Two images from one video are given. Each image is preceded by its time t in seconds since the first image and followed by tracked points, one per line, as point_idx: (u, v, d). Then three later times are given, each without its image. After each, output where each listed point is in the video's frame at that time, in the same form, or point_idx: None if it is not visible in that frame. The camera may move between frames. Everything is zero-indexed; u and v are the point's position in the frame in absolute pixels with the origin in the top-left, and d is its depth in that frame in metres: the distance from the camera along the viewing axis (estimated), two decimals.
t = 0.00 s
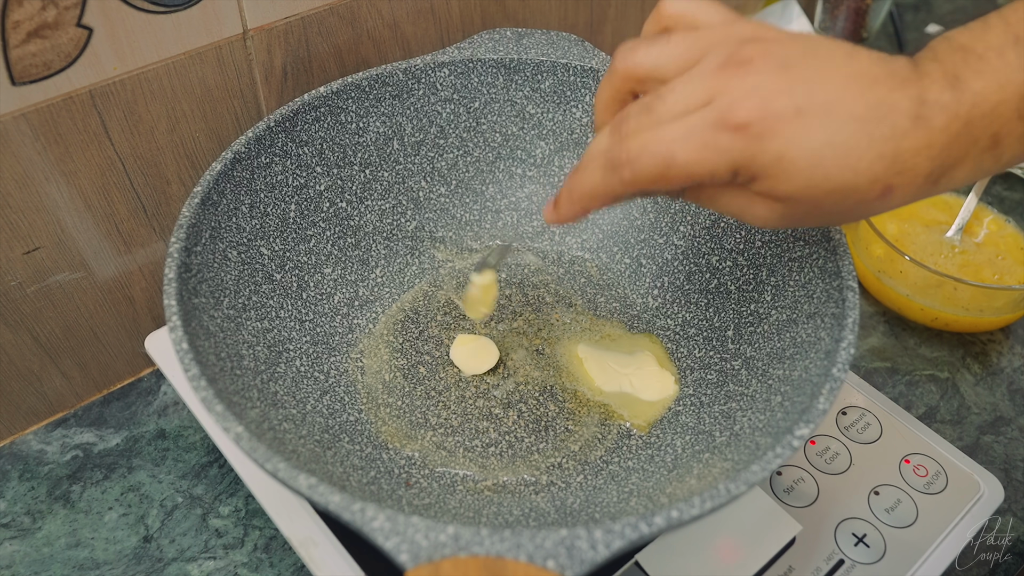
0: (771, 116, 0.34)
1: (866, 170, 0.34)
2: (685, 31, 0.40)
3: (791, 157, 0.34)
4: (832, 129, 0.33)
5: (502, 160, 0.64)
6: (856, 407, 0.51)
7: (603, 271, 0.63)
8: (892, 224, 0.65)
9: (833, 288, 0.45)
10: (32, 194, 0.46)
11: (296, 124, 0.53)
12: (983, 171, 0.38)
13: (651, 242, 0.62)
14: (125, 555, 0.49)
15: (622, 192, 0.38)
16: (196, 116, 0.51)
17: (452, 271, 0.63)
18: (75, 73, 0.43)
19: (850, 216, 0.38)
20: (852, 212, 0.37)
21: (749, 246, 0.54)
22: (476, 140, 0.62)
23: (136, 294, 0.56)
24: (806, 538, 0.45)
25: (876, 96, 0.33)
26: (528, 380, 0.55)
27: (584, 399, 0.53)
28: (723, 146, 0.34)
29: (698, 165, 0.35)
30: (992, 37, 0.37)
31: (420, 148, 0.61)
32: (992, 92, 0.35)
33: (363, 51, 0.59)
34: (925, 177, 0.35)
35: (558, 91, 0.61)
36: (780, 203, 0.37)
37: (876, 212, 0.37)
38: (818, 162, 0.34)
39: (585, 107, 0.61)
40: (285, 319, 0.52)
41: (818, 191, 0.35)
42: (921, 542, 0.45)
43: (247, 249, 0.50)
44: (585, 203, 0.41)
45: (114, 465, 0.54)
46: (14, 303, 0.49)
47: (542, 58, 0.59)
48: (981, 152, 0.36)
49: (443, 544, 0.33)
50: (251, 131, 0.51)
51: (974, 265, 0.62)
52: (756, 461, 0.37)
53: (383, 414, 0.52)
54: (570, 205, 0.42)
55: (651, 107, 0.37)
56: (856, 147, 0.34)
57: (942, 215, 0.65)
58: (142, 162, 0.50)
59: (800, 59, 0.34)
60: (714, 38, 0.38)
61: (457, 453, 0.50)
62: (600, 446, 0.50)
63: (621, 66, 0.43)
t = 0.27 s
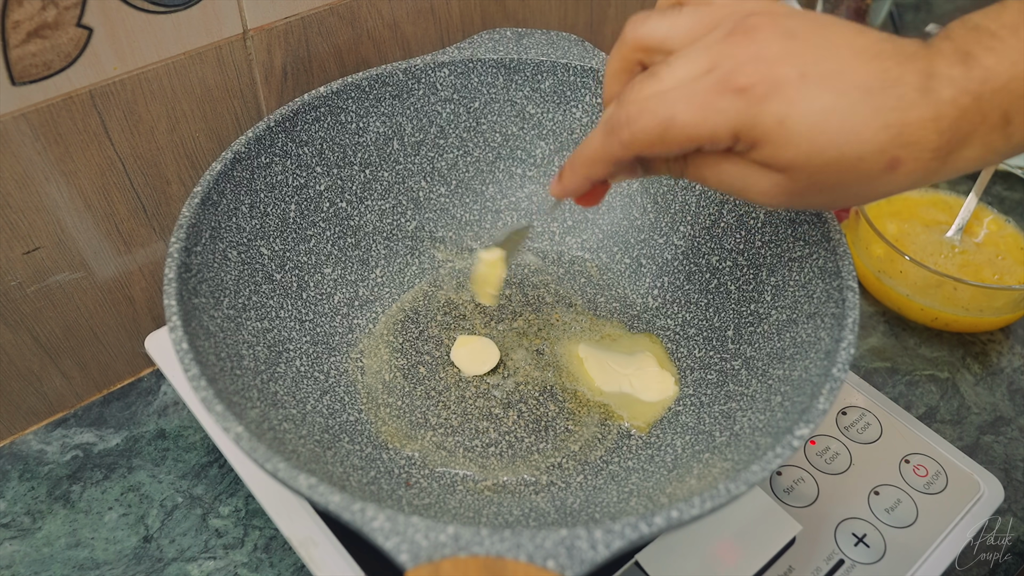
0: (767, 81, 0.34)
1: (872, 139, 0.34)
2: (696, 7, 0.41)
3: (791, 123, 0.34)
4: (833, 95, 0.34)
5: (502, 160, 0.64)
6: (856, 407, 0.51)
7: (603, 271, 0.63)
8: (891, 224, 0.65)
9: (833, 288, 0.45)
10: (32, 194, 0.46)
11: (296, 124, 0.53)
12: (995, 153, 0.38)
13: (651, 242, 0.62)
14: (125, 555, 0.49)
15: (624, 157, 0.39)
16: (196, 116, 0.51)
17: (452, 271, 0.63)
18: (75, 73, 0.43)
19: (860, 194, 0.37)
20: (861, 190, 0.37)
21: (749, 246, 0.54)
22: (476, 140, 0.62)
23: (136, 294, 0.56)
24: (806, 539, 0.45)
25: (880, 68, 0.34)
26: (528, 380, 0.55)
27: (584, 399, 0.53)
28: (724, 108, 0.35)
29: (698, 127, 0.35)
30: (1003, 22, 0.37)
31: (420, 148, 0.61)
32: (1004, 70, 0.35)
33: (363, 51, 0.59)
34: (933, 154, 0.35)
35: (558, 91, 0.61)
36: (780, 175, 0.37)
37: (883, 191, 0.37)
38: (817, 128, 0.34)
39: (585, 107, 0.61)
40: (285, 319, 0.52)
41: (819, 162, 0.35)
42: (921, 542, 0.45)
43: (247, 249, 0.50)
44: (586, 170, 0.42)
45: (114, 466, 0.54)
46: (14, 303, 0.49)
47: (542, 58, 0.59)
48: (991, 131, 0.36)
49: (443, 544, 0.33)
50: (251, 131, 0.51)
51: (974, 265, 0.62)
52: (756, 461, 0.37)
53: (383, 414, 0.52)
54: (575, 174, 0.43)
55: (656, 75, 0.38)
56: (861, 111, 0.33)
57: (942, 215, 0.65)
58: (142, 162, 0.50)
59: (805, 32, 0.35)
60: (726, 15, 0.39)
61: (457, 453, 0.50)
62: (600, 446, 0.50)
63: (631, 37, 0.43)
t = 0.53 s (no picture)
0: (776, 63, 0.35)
1: (873, 131, 0.35)
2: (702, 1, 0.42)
3: (794, 104, 0.34)
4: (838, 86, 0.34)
5: (502, 160, 0.64)
6: (856, 407, 0.51)
7: (603, 271, 0.63)
8: (891, 224, 0.65)
9: (833, 288, 0.45)
10: (32, 195, 0.46)
11: (296, 124, 0.53)
12: (997, 155, 0.38)
13: (651, 242, 0.62)
14: (125, 555, 0.49)
15: (622, 134, 0.39)
16: (196, 116, 0.51)
17: (452, 271, 0.63)
18: (75, 73, 0.43)
19: (858, 191, 0.38)
20: (860, 184, 0.37)
21: (749, 246, 0.54)
22: (476, 140, 0.62)
23: (136, 294, 0.56)
24: (806, 539, 0.45)
25: (884, 59, 0.35)
26: (528, 380, 0.55)
27: (584, 399, 0.53)
28: (726, 83, 0.35)
29: (698, 104, 0.35)
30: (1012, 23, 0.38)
31: (420, 148, 0.61)
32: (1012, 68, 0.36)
33: (363, 51, 0.59)
34: (934, 147, 0.36)
35: (558, 91, 0.61)
36: (779, 160, 0.37)
37: (884, 185, 0.37)
38: (819, 114, 0.34)
39: (585, 107, 0.61)
40: (285, 319, 0.52)
41: (819, 148, 0.35)
42: (921, 542, 0.45)
43: (247, 249, 0.50)
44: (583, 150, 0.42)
45: (114, 466, 0.54)
46: (14, 303, 0.49)
47: (542, 58, 0.59)
48: (995, 130, 0.37)
49: (443, 544, 0.33)
50: (251, 131, 0.51)
51: (974, 265, 0.62)
52: (756, 461, 0.37)
53: (383, 414, 0.52)
54: (572, 154, 0.42)
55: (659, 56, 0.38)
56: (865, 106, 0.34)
57: (942, 215, 0.65)
58: (142, 162, 0.50)
59: (811, 20, 0.36)
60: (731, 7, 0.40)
61: (457, 453, 0.50)
62: (600, 446, 0.50)
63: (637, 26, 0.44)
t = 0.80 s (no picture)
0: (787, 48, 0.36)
1: (895, 112, 0.35)
2: None
3: (811, 80, 0.35)
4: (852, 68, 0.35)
5: (502, 160, 0.64)
6: (856, 407, 0.51)
7: (603, 271, 0.63)
8: (891, 224, 0.65)
9: (833, 288, 0.45)
10: (32, 195, 0.46)
11: (296, 124, 0.53)
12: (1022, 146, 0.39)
13: (651, 242, 0.61)
14: (125, 555, 0.49)
15: (642, 114, 0.40)
16: (196, 116, 0.51)
17: (452, 271, 0.63)
18: (75, 73, 0.43)
19: (876, 183, 0.38)
20: (883, 173, 0.37)
21: (749, 246, 0.54)
22: (476, 140, 0.62)
23: (136, 294, 0.57)
24: (806, 539, 0.45)
25: (908, 45, 0.36)
26: (528, 380, 0.55)
27: (584, 399, 0.53)
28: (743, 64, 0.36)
29: (713, 85, 0.36)
30: None
31: (420, 148, 0.61)
32: None
33: (363, 51, 0.59)
34: (957, 130, 0.36)
35: (558, 91, 0.60)
36: (796, 144, 0.37)
37: (905, 173, 0.37)
38: (834, 99, 0.35)
39: (585, 107, 0.61)
40: (285, 319, 0.52)
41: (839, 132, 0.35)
42: (921, 542, 0.45)
43: (247, 249, 0.50)
44: (603, 134, 0.42)
45: (114, 465, 0.54)
46: (14, 303, 0.49)
47: (542, 58, 0.59)
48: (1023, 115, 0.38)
49: (443, 544, 0.33)
50: (251, 131, 0.51)
51: (974, 265, 0.62)
52: (756, 461, 0.37)
53: (383, 414, 0.52)
54: (594, 140, 0.43)
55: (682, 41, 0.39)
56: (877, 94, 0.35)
57: (942, 215, 0.65)
58: (142, 162, 0.50)
59: (832, 9, 0.37)
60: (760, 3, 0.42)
61: (457, 453, 0.50)
62: (600, 446, 0.50)
63: None
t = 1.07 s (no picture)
0: None
1: (962, 8, 0.42)
2: None
3: None
4: None
5: (502, 160, 0.64)
6: (856, 407, 0.51)
7: (603, 271, 0.63)
8: (891, 224, 0.65)
9: (833, 288, 0.45)
10: (32, 195, 0.46)
11: (296, 124, 0.53)
12: None
13: (651, 242, 0.62)
14: (125, 555, 0.49)
15: None
16: (196, 116, 0.51)
17: (451, 271, 0.63)
18: (75, 73, 0.43)
19: (986, 67, 0.43)
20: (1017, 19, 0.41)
21: (749, 246, 0.54)
22: (476, 140, 0.62)
23: (136, 294, 0.56)
24: (806, 539, 0.45)
25: None
26: (528, 380, 0.55)
27: (584, 399, 0.53)
28: None
29: None
30: None
31: (420, 148, 0.61)
32: None
33: (363, 51, 0.59)
34: None
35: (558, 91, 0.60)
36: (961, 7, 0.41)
37: None
38: None
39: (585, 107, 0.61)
40: (285, 319, 0.52)
41: None
42: (921, 542, 0.45)
43: (247, 249, 0.50)
44: None
45: (114, 465, 0.54)
46: (14, 303, 0.49)
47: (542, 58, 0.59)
48: None
49: (443, 544, 0.33)
50: (251, 131, 0.51)
51: (974, 265, 0.62)
52: (756, 461, 0.37)
53: (383, 414, 0.52)
54: None
55: None
56: None
57: (942, 215, 0.65)
58: (142, 162, 0.50)
59: None
60: None
61: (457, 453, 0.50)
62: (600, 445, 0.50)
63: None
